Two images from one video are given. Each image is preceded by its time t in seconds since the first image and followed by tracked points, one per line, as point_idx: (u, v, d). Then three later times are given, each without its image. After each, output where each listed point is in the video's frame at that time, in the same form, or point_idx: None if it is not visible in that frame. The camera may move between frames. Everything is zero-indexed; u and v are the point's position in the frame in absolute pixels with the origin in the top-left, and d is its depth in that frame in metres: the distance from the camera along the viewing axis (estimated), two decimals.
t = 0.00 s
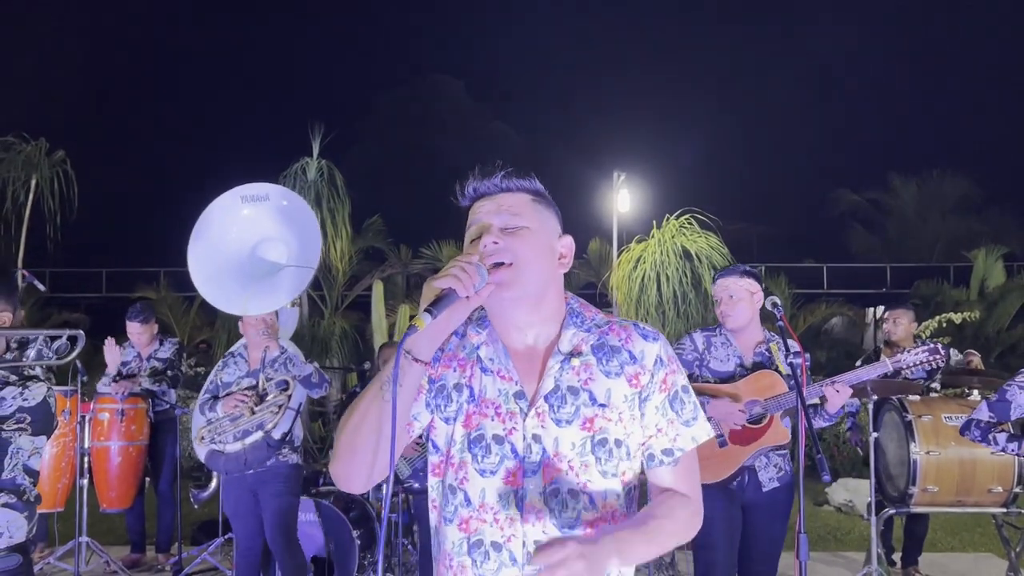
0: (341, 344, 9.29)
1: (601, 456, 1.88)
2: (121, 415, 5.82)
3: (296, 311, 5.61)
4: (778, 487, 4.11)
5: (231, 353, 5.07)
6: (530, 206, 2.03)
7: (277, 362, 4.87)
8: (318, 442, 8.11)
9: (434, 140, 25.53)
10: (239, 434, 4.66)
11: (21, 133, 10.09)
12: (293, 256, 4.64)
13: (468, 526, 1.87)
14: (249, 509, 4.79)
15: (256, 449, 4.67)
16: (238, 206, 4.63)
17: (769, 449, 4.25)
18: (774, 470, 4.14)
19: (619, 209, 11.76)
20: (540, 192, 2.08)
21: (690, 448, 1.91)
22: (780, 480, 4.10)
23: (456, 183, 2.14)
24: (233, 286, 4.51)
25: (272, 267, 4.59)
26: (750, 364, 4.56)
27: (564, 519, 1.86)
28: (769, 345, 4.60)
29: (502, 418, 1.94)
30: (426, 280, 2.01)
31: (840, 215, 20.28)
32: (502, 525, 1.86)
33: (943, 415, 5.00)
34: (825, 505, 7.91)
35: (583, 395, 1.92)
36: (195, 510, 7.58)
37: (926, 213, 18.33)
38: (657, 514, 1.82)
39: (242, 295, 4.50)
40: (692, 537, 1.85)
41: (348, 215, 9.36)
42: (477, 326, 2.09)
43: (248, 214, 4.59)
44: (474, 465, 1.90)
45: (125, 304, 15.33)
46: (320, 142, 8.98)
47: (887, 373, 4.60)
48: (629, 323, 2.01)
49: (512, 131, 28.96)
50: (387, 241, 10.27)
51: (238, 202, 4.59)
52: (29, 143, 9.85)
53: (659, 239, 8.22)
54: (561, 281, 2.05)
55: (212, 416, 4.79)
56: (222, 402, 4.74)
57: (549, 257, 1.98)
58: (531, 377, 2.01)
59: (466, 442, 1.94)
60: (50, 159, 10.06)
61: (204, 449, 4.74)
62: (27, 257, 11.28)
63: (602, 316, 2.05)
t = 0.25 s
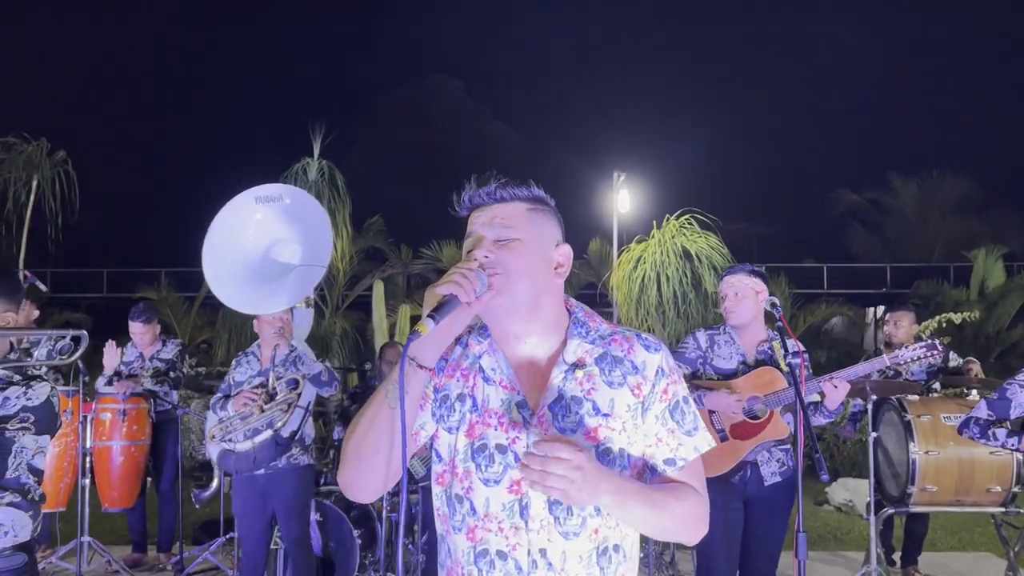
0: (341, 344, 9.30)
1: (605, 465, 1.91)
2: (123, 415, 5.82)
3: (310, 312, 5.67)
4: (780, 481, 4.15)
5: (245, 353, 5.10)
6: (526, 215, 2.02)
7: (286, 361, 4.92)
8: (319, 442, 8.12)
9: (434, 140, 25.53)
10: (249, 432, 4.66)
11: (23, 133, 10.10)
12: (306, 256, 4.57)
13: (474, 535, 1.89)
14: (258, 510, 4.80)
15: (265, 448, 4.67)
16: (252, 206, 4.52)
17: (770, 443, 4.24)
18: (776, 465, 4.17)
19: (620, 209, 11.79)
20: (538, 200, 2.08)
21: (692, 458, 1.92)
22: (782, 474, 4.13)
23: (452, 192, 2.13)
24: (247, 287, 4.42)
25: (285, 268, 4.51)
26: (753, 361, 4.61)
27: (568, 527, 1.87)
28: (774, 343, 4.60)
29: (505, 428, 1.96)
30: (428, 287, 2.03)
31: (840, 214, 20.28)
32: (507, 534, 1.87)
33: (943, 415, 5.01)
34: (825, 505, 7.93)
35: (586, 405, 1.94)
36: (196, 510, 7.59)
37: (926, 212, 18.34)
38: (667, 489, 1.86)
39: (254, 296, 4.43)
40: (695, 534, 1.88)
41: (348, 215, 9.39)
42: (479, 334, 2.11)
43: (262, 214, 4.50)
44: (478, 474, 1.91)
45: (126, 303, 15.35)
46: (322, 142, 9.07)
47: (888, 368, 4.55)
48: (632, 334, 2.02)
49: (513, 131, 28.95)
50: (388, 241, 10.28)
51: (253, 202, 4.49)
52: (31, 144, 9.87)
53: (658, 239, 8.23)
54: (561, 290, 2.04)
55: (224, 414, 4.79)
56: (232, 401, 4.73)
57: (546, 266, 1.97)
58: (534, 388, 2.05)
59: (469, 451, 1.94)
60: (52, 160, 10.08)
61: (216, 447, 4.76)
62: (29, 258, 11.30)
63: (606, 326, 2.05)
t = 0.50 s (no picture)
0: (342, 344, 9.30)
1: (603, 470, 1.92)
2: (124, 415, 5.83)
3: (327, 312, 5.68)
4: (775, 478, 4.17)
5: (261, 354, 5.12)
6: (522, 218, 2.04)
7: (301, 364, 4.92)
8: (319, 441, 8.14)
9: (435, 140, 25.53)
10: (264, 434, 4.68)
11: (24, 133, 10.11)
12: (322, 256, 4.35)
13: (473, 540, 1.90)
14: (267, 510, 4.80)
15: (281, 449, 4.71)
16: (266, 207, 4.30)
17: (765, 439, 4.26)
18: (771, 462, 4.19)
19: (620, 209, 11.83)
20: (535, 204, 2.10)
21: (687, 462, 1.91)
22: (777, 471, 4.16)
23: (449, 198, 2.16)
24: (262, 289, 4.24)
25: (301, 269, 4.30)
26: (750, 359, 4.66)
27: (568, 532, 1.88)
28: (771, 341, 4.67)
29: (504, 433, 1.96)
30: (423, 287, 2.01)
31: (841, 214, 20.28)
32: (507, 539, 1.88)
33: (942, 414, 5.02)
34: (825, 504, 7.93)
35: (585, 411, 1.96)
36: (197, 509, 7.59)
37: (926, 213, 18.34)
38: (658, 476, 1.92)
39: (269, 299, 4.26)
40: (689, 534, 1.89)
41: (349, 214, 9.43)
42: (476, 340, 2.12)
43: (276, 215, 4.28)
44: (477, 480, 1.92)
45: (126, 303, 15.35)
46: (323, 143, 9.17)
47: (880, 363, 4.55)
48: (629, 339, 2.03)
49: (513, 131, 28.96)
50: (389, 241, 10.29)
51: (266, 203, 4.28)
52: (32, 144, 9.88)
53: (658, 239, 8.24)
54: (558, 294, 2.05)
55: (239, 416, 4.76)
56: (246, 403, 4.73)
57: (542, 269, 1.99)
58: (533, 393, 2.06)
59: (469, 457, 1.95)
60: (53, 160, 10.08)
61: (231, 449, 4.76)
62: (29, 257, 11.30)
63: (603, 330, 2.07)
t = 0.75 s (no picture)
0: (343, 344, 9.31)
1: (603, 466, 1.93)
2: (126, 414, 5.86)
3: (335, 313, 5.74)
4: (765, 475, 4.20)
5: (268, 352, 5.21)
6: (521, 213, 2.06)
7: (308, 362, 5.05)
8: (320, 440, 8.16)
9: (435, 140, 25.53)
10: (269, 432, 4.70)
11: (25, 133, 10.13)
12: (331, 256, 4.39)
13: (473, 537, 1.91)
14: (273, 511, 4.78)
15: (286, 447, 4.72)
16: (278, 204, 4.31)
17: (756, 438, 4.27)
18: (762, 459, 4.22)
19: (620, 209, 11.85)
20: (533, 200, 2.11)
21: (687, 459, 1.93)
22: (767, 468, 4.19)
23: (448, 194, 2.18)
24: (274, 285, 4.21)
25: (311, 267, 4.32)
26: (746, 358, 4.74)
27: (568, 529, 1.89)
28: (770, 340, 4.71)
29: (504, 430, 1.98)
30: (422, 286, 2.02)
31: (841, 214, 20.27)
32: (507, 535, 1.89)
33: (941, 413, 5.03)
34: (825, 504, 7.94)
35: (585, 408, 1.97)
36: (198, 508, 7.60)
37: (926, 213, 18.34)
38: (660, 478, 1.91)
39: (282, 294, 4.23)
40: (688, 531, 1.90)
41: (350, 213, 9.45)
42: (475, 336, 2.13)
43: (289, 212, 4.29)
44: (477, 477, 1.93)
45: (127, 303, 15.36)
46: (323, 143, 9.21)
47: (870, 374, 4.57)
48: (628, 336, 2.04)
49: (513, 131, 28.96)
50: (389, 241, 10.31)
51: (280, 201, 4.29)
52: (33, 143, 9.91)
53: (659, 239, 8.26)
54: (557, 288, 2.07)
55: (246, 413, 4.83)
56: (253, 400, 4.79)
57: (540, 264, 2.00)
58: (533, 390, 2.06)
59: (469, 454, 1.96)
60: (54, 159, 10.10)
61: (236, 445, 4.79)
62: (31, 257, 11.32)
63: (601, 326, 2.09)
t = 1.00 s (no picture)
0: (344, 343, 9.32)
1: (606, 463, 1.93)
2: (128, 412, 5.87)
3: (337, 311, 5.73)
4: (758, 472, 4.26)
5: (269, 350, 5.20)
6: (530, 209, 2.10)
7: (312, 363, 5.02)
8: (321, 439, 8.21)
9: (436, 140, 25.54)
10: (270, 431, 4.69)
11: (26, 133, 10.16)
12: (338, 257, 4.21)
13: (475, 533, 1.91)
14: (275, 509, 4.81)
15: (287, 447, 4.73)
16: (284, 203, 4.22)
17: (748, 436, 4.33)
18: (754, 457, 4.29)
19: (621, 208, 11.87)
20: (542, 198, 2.16)
21: (689, 457, 1.95)
22: (759, 465, 4.26)
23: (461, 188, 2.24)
24: (273, 285, 4.10)
25: (316, 265, 4.15)
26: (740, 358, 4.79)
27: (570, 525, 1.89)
28: (763, 341, 4.76)
29: (507, 426, 1.99)
30: (424, 288, 2.08)
31: (841, 214, 20.28)
32: (510, 531, 1.89)
33: (941, 412, 5.04)
34: (825, 503, 7.94)
35: (588, 404, 1.96)
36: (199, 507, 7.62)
37: (927, 212, 18.35)
38: (661, 500, 1.88)
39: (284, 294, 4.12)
40: (686, 535, 1.88)
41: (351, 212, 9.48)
42: (480, 333, 2.14)
43: (293, 210, 4.18)
44: (480, 472, 1.93)
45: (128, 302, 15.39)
46: (324, 143, 9.21)
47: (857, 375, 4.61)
48: (631, 334, 2.05)
49: (514, 131, 28.96)
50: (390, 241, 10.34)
51: (285, 199, 4.19)
52: (35, 143, 9.94)
53: (659, 238, 8.28)
54: (562, 285, 2.10)
55: (247, 412, 4.80)
56: (255, 399, 4.77)
57: (548, 258, 2.03)
58: (536, 386, 2.06)
59: (472, 449, 1.97)
60: (55, 159, 10.12)
61: (237, 442, 4.79)
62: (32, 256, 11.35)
63: (604, 323, 2.10)
